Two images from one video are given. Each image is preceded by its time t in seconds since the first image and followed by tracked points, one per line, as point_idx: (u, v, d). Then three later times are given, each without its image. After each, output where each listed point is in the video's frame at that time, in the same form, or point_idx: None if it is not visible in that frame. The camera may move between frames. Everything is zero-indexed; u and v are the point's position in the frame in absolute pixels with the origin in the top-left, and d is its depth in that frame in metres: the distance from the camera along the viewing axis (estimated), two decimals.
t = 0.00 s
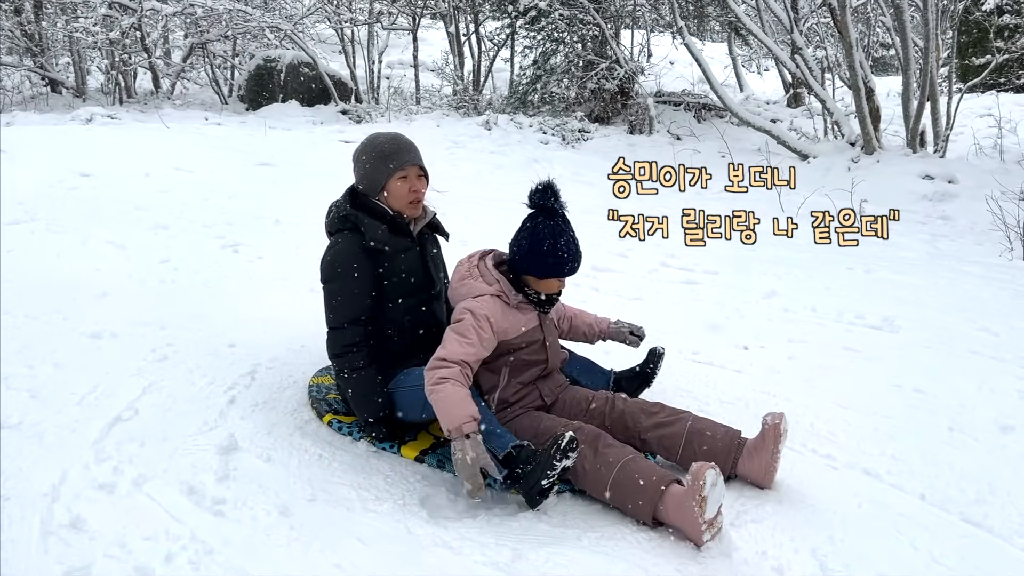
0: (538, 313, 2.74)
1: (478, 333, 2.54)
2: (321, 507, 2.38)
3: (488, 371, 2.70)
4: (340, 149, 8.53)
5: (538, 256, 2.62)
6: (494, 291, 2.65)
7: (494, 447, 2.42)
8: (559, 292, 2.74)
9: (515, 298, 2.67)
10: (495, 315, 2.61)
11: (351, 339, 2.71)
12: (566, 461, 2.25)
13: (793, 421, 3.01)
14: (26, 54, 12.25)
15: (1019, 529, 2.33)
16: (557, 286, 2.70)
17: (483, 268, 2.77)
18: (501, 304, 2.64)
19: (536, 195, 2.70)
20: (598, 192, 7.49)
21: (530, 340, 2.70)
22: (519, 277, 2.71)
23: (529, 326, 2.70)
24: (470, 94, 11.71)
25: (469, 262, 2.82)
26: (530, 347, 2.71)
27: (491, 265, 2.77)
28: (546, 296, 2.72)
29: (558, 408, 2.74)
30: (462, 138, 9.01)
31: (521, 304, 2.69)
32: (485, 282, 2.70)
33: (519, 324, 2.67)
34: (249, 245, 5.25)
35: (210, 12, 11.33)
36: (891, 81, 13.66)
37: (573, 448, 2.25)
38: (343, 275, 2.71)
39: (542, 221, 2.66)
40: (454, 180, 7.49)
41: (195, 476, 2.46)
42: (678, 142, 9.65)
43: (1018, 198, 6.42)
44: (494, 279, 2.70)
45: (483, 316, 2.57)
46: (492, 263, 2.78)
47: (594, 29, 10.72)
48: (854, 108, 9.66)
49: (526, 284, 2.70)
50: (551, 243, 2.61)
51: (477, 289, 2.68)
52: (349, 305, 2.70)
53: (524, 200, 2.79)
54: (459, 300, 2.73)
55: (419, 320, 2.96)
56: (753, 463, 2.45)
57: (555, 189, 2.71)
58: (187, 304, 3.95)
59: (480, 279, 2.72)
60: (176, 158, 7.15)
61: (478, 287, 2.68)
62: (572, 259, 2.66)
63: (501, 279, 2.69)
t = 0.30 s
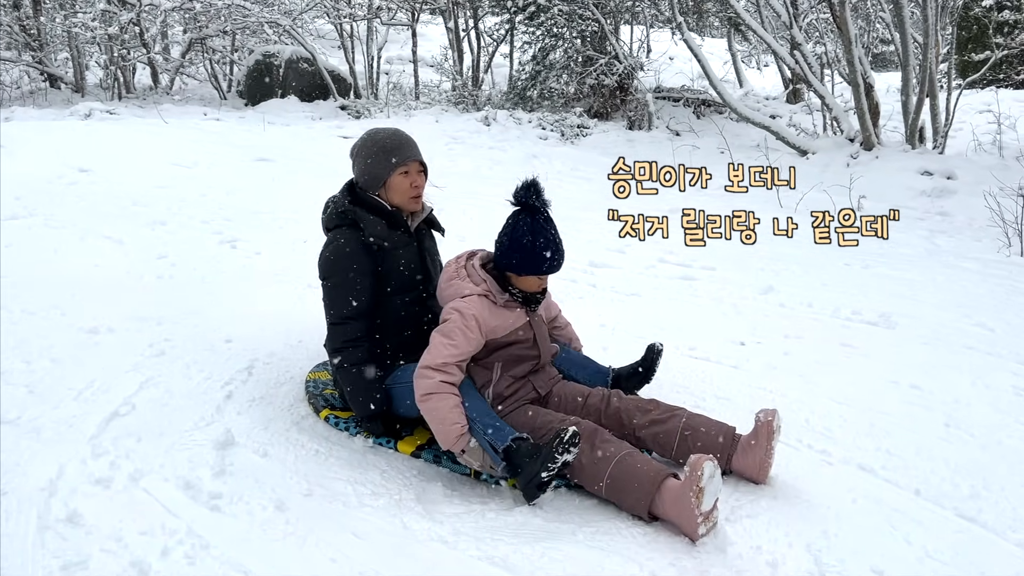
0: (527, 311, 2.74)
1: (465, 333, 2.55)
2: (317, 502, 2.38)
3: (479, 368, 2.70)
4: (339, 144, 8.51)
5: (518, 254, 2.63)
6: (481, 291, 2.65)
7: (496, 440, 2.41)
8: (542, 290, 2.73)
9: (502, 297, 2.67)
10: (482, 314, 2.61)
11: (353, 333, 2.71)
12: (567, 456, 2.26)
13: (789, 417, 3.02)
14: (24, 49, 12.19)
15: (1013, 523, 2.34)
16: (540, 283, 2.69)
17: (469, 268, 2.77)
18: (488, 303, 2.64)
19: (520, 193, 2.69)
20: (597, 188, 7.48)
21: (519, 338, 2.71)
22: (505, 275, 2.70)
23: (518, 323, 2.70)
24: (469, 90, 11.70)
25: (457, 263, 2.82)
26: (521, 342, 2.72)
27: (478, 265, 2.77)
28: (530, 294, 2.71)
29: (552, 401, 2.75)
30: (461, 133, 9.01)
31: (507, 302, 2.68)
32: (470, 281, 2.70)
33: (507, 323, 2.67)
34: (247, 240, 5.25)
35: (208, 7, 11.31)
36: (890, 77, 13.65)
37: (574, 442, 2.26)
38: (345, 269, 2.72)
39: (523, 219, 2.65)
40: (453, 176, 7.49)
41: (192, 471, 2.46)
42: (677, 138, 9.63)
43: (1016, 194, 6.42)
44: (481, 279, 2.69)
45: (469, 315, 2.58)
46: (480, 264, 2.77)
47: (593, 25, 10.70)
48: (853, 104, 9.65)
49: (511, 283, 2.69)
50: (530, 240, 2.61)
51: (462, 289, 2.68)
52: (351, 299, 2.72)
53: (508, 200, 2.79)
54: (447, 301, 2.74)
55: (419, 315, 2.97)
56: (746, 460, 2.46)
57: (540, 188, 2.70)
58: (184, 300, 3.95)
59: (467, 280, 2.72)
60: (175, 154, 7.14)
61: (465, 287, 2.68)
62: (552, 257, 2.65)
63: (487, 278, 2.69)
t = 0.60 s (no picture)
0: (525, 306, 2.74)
1: (464, 329, 2.57)
2: (315, 499, 2.39)
3: (481, 368, 2.73)
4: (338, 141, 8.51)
5: (506, 247, 2.64)
6: (477, 286, 2.67)
7: (508, 436, 2.43)
8: (534, 283, 2.72)
9: (497, 291, 2.67)
10: (478, 309, 2.62)
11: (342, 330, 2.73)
12: (585, 444, 2.26)
13: (785, 415, 3.02)
14: (24, 46, 12.18)
15: (1009, 520, 2.35)
16: (531, 275, 2.69)
17: (467, 265, 2.79)
18: (484, 298, 2.66)
19: (505, 186, 2.71)
20: (597, 184, 7.48)
21: (518, 334, 2.72)
22: (497, 270, 2.71)
23: (515, 319, 2.71)
24: (468, 87, 11.69)
25: (454, 261, 2.85)
26: (520, 338, 2.74)
27: (475, 261, 2.79)
28: (524, 288, 2.71)
29: (552, 397, 2.75)
30: (460, 130, 9.00)
31: (504, 297, 2.69)
32: (468, 278, 2.72)
33: (504, 318, 2.68)
34: (245, 237, 5.25)
35: (207, 4, 11.30)
36: (890, 73, 13.63)
37: (590, 431, 2.26)
38: (333, 267, 2.73)
39: (507, 212, 2.67)
40: (452, 172, 7.49)
41: (190, 468, 2.47)
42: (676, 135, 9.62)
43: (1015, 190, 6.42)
44: (478, 275, 2.71)
45: (467, 311, 2.59)
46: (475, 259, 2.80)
47: (592, 21, 10.68)
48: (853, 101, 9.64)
49: (504, 277, 2.70)
50: (516, 232, 2.62)
51: (460, 285, 2.70)
52: (339, 297, 2.72)
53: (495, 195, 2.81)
54: (445, 297, 2.76)
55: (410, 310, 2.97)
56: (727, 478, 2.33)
57: (524, 181, 2.71)
58: (182, 297, 3.95)
59: (465, 276, 2.74)
60: (174, 151, 7.13)
61: (462, 283, 2.70)
62: (537, 247, 2.64)
63: (484, 274, 2.70)
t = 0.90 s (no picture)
0: (528, 306, 2.73)
1: (462, 331, 2.56)
2: (312, 495, 2.39)
3: (478, 366, 2.70)
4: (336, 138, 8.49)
5: (519, 247, 2.62)
6: (482, 286, 2.65)
7: (496, 444, 2.42)
8: (541, 283, 2.72)
9: (503, 292, 2.66)
10: (482, 310, 2.61)
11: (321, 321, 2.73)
12: (563, 446, 2.28)
13: (782, 410, 3.03)
14: (21, 43, 12.15)
15: (1005, 515, 2.35)
16: (539, 277, 2.69)
17: (472, 261, 2.77)
18: (488, 298, 2.64)
19: (523, 184, 2.66)
20: (595, 181, 7.47)
21: (517, 334, 2.71)
22: (504, 268, 2.70)
23: (517, 319, 2.70)
24: (466, 83, 11.67)
25: (459, 256, 2.83)
26: (520, 339, 2.73)
27: (480, 259, 2.77)
28: (530, 288, 2.71)
29: (550, 397, 2.75)
30: (457, 127, 8.99)
31: (508, 297, 2.68)
32: (472, 276, 2.70)
33: (506, 318, 2.67)
34: (242, 234, 5.24)
35: None
36: (888, 69, 13.63)
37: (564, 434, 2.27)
38: (309, 260, 2.75)
39: (522, 211, 2.64)
40: (450, 169, 7.48)
41: (186, 465, 2.47)
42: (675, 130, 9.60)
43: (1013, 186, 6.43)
44: (482, 274, 2.69)
45: (469, 312, 2.58)
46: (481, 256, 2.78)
47: (590, 17, 10.66)
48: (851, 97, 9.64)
49: (511, 275, 2.69)
50: (529, 234, 2.61)
51: (465, 284, 2.68)
52: (317, 288, 2.73)
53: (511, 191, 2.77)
54: (448, 294, 2.74)
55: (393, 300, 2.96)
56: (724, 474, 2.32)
57: (543, 180, 2.68)
58: (179, 294, 3.94)
59: (469, 274, 2.72)
60: (171, 148, 7.12)
61: (467, 281, 2.68)
62: (551, 250, 2.64)
63: (490, 272, 2.68)
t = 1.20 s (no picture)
0: (514, 302, 2.74)
1: (457, 324, 2.57)
2: (308, 492, 2.38)
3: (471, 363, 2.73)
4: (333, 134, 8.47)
5: (507, 245, 2.63)
6: (466, 280, 2.67)
7: (496, 440, 2.42)
8: (529, 281, 2.73)
9: (487, 286, 2.68)
10: (468, 304, 2.63)
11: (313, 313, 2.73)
12: (559, 433, 2.26)
13: (779, 406, 3.03)
14: (15, 39, 12.09)
15: (1002, 510, 2.36)
16: (527, 275, 2.70)
17: (457, 258, 2.78)
18: (473, 292, 2.66)
19: (513, 183, 2.67)
20: (592, 177, 7.45)
21: (507, 330, 2.72)
22: (491, 265, 2.71)
23: (504, 314, 2.72)
24: (463, 79, 11.65)
25: (446, 252, 2.83)
26: (511, 335, 2.73)
27: (466, 254, 2.78)
28: (518, 285, 2.71)
29: (545, 393, 2.75)
30: (454, 123, 8.97)
31: (493, 292, 2.70)
32: (458, 271, 2.72)
33: (492, 313, 2.69)
34: (238, 231, 5.22)
35: None
36: (885, 65, 13.63)
37: (561, 419, 2.26)
38: (301, 254, 2.77)
39: (511, 209, 2.64)
40: (447, 165, 7.46)
41: (183, 462, 2.46)
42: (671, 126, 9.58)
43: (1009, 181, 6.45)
44: (467, 268, 2.71)
45: (455, 307, 2.59)
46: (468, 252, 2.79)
47: (587, 13, 10.64)
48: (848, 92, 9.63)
49: (498, 273, 2.70)
50: (519, 232, 2.61)
51: (450, 279, 2.69)
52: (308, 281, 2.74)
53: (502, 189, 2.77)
54: (434, 290, 2.75)
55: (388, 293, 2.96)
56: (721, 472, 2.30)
57: (533, 179, 2.69)
58: (175, 291, 3.93)
59: (454, 269, 2.73)
60: (166, 145, 7.09)
61: (452, 277, 2.69)
62: (539, 250, 2.64)
63: (474, 267, 2.71)
